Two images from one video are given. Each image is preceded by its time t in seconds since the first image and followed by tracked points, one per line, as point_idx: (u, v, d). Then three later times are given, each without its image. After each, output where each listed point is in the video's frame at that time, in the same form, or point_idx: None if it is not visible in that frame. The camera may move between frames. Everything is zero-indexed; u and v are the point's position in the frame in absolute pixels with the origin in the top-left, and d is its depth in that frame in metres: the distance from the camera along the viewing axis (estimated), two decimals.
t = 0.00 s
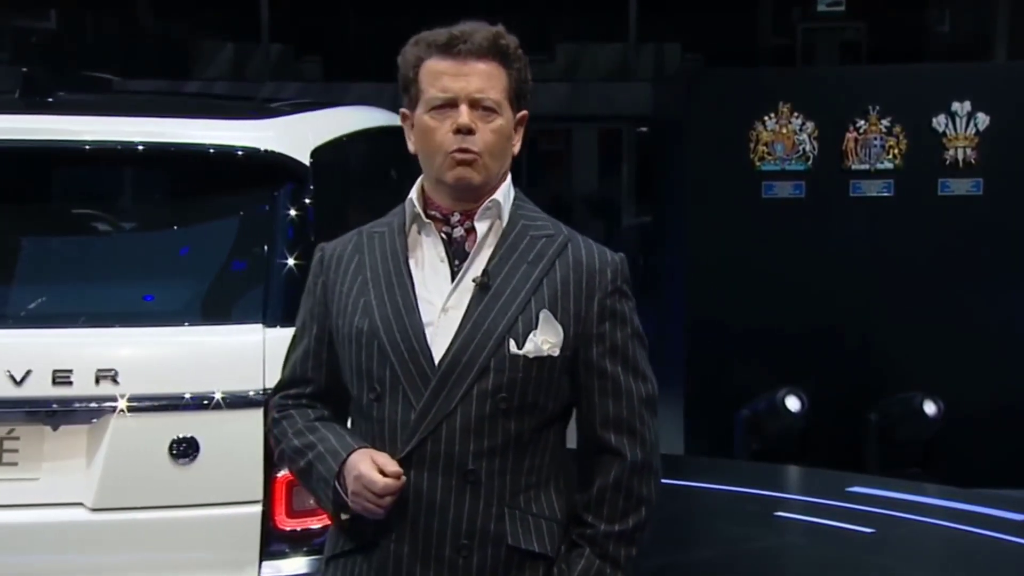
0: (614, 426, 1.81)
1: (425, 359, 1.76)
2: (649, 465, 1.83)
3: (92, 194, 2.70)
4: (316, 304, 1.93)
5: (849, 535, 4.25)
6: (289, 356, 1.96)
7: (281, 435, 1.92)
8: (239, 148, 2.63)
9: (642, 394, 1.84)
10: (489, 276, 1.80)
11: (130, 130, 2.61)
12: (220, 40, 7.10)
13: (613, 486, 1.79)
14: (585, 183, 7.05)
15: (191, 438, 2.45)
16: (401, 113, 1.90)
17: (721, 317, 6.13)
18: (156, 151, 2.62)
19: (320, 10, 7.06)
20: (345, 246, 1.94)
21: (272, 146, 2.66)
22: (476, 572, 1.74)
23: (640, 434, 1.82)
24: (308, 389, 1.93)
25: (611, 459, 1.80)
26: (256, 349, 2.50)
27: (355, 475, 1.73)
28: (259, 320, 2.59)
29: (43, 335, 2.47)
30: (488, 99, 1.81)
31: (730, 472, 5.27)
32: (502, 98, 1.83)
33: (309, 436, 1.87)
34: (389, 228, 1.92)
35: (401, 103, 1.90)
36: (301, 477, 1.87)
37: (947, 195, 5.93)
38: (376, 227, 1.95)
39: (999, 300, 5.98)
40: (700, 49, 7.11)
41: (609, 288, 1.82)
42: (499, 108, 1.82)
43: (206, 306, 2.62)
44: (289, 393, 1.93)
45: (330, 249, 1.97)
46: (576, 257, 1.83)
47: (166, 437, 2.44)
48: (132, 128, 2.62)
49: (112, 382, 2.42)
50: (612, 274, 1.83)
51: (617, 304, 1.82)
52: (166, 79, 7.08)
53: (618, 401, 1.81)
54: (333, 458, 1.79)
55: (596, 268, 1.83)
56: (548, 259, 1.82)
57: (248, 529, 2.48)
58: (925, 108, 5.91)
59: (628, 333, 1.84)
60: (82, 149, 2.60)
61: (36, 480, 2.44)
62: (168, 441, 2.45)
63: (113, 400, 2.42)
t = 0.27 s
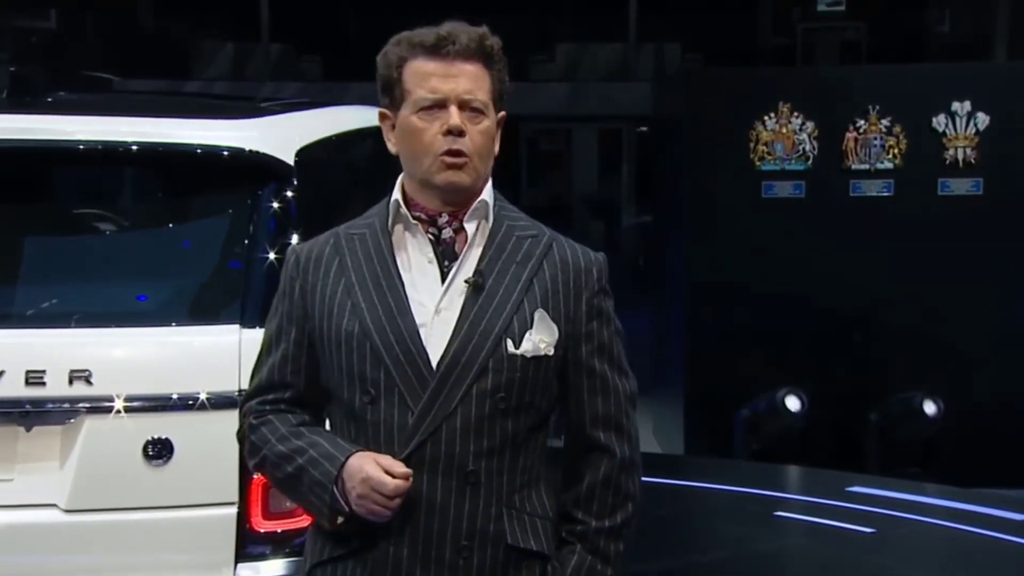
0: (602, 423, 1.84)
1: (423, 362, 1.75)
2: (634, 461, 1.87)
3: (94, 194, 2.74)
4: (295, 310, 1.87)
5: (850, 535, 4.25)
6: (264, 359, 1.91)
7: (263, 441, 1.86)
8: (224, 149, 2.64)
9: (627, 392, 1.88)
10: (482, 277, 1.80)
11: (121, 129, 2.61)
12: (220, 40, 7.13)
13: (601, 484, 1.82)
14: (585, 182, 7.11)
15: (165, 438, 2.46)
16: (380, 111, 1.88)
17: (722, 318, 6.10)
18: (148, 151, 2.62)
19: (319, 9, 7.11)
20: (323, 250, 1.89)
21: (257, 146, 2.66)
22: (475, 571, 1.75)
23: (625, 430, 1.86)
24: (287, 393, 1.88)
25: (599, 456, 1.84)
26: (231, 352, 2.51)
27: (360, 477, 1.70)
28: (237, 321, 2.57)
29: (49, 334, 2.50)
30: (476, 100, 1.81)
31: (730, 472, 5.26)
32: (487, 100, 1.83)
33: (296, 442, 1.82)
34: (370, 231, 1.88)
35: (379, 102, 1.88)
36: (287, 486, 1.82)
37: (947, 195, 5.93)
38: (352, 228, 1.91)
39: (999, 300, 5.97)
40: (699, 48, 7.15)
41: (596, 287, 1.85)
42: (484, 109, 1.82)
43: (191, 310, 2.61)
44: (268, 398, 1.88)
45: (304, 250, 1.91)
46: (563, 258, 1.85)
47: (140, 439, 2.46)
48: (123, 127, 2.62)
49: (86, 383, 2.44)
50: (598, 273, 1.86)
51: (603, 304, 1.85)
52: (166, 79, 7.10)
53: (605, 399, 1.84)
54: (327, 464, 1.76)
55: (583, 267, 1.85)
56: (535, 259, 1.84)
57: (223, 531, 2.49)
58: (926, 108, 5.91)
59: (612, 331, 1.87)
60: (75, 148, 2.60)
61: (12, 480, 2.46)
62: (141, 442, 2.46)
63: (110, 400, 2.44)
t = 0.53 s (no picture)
0: (587, 416, 1.83)
1: (422, 359, 1.69)
2: (613, 452, 1.87)
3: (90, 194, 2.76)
4: (277, 313, 1.77)
5: (850, 535, 4.25)
6: (242, 366, 1.80)
7: (248, 446, 1.75)
8: (205, 149, 2.62)
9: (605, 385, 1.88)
10: (473, 273, 1.76)
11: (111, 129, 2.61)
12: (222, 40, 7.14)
13: (587, 476, 1.83)
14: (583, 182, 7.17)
15: (131, 440, 2.38)
16: (356, 113, 1.80)
17: (722, 317, 6.09)
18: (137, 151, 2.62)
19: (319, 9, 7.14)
20: (302, 252, 1.80)
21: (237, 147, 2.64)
22: (479, 568, 1.71)
23: (606, 422, 1.86)
24: (268, 399, 1.78)
25: (584, 450, 1.84)
26: (200, 352, 2.43)
27: (370, 471, 1.62)
28: (208, 323, 2.52)
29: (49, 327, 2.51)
30: (460, 101, 1.74)
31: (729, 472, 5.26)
32: (469, 100, 1.77)
33: (288, 444, 1.72)
34: (352, 231, 1.81)
35: (354, 104, 1.80)
36: (277, 492, 1.73)
37: (947, 195, 5.93)
38: (329, 230, 1.83)
39: (999, 299, 5.97)
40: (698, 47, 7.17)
41: (576, 283, 1.84)
42: (467, 110, 1.76)
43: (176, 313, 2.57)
44: (249, 403, 1.78)
45: (279, 253, 1.82)
46: (543, 254, 1.84)
47: (108, 438, 2.37)
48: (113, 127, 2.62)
49: (52, 384, 2.35)
50: (576, 269, 1.86)
51: (582, 299, 1.85)
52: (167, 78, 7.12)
53: (589, 393, 1.84)
54: (326, 464, 1.67)
55: (563, 264, 1.85)
56: (519, 255, 1.81)
57: (193, 531, 2.42)
58: (926, 108, 5.90)
59: (589, 327, 1.87)
60: (65, 148, 2.60)
61: None
62: (109, 443, 2.37)
63: (100, 400, 2.36)
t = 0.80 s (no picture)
0: (571, 417, 1.84)
1: (412, 362, 1.69)
2: (595, 451, 1.89)
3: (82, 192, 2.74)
4: (264, 316, 1.74)
5: (850, 536, 4.24)
6: (226, 369, 1.77)
7: (236, 449, 1.72)
8: (189, 149, 2.60)
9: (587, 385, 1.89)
10: (462, 276, 1.76)
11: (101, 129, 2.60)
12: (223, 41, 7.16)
13: (570, 475, 1.84)
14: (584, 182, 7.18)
15: (105, 441, 2.34)
16: (341, 113, 1.78)
17: (721, 317, 6.09)
18: (127, 151, 2.60)
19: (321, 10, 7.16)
20: (288, 254, 1.77)
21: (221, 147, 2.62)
22: (469, 569, 1.71)
23: (589, 422, 1.87)
24: (255, 401, 1.75)
25: (568, 448, 1.85)
26: (175, 353, 2.38)
27: (365, 475, 1.61)
28: (184, 323, 2.47)
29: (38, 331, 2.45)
30: (452, 103, 1.74)
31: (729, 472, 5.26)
32: (458, 103, 1.76)
33: (278, 447, 1.70)
34: (338, 232, 1.79)
35: (339, 103, 1.78)
36: (266, 495, 1.71)
37: (947, 195, 5.93)
38: (314, 231, 1.81)
39: (999, 299, 5.97)
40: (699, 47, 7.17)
41: (561, 284, 1.85)
42: (457, 112, 1.75)
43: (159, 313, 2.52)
44: (236, 406, 1.75)
45: (263, 254, 1.79)
46: (529, 255, 1.84)
47: (81, 439, 2.33)
48: (103, 127, 2.60)
49: (24, 385, 2.32)
50: (560, 270, 1.86)
51: (566, 300, 1.85)
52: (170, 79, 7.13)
53: (573, 394, 1.85)
54: (318, 467, 1.65)
55: (547, 265, 1.85)
56: (505, 256, 1.81)
57: (166, 534, 2.39)
58: (926, 108, 5.89)
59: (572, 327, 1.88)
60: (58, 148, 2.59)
61: None
62: (83, 443, 2.34)
63: (87, 401, 2.33)
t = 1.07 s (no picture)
0: (556, 416, 1.84)
1: (403, 364, 1.68)
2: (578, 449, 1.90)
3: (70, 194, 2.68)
4: (252, 318, 1.72)
5: (851, 535, 4.24)
6: (212, 370, 1.75)
7: (225, 451, 1.70)
8: (172, 150, 2.58)
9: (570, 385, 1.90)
10: (450, 277, 1.77)
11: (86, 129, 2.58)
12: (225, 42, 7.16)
13: (555, 474, 1.84)
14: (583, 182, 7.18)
15: (72, 442, 2.31)
16: (329, 115, 1.77)
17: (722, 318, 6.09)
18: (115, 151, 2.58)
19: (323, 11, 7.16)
20: (276, 255, 1.76)
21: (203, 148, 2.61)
22: (458, 570, 1.71)
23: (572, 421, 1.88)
24: (243, 402, 1.73)
25: (552, 447, 1.85)
26: (147, 351, 2.34)
27: (361, 479, 1.59)
28: (157, 323, 2.44)
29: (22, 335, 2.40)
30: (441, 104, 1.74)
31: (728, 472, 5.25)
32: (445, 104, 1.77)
33: (268, 449, 1.68)
34: (326, 233, 1.78)
35: (327, 105, 1.77)
36: (255, 498, 1.69)
37: (948, 195, 5.93)
38: (301, 231, 1.79)
39: (999, 299, 5.97)
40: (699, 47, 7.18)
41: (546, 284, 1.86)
42: (446, 113, 1.76)
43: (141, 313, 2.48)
44: (224, 407, 1.73)
45: (250, 254, 1.77)
46: (514, 255, 1.85)
47: (48, 442, 2.32)
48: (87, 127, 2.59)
49: None
50: (545, 270, 1.87)
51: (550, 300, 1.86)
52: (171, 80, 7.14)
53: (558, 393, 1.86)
54: (310, 470, 1.63)
55: (532, 265, 1.86)
56: (490, 257, 1.82)
57: (132, 539, 2.36)
58: (925, 108, 5.90)
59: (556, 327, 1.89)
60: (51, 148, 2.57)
61: None
62: (49, 446, 2.32)
63: (71, 401, 2.30)
